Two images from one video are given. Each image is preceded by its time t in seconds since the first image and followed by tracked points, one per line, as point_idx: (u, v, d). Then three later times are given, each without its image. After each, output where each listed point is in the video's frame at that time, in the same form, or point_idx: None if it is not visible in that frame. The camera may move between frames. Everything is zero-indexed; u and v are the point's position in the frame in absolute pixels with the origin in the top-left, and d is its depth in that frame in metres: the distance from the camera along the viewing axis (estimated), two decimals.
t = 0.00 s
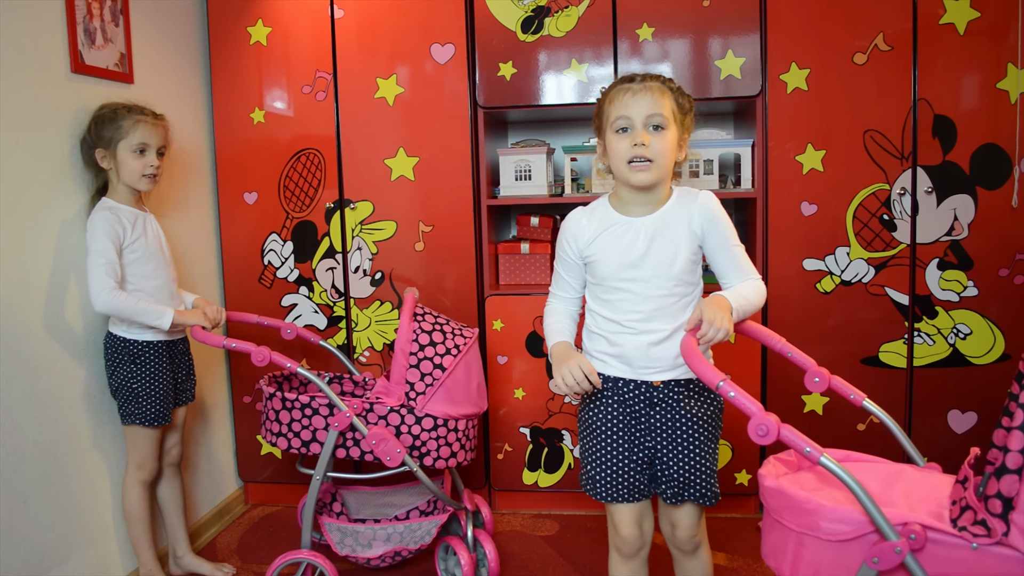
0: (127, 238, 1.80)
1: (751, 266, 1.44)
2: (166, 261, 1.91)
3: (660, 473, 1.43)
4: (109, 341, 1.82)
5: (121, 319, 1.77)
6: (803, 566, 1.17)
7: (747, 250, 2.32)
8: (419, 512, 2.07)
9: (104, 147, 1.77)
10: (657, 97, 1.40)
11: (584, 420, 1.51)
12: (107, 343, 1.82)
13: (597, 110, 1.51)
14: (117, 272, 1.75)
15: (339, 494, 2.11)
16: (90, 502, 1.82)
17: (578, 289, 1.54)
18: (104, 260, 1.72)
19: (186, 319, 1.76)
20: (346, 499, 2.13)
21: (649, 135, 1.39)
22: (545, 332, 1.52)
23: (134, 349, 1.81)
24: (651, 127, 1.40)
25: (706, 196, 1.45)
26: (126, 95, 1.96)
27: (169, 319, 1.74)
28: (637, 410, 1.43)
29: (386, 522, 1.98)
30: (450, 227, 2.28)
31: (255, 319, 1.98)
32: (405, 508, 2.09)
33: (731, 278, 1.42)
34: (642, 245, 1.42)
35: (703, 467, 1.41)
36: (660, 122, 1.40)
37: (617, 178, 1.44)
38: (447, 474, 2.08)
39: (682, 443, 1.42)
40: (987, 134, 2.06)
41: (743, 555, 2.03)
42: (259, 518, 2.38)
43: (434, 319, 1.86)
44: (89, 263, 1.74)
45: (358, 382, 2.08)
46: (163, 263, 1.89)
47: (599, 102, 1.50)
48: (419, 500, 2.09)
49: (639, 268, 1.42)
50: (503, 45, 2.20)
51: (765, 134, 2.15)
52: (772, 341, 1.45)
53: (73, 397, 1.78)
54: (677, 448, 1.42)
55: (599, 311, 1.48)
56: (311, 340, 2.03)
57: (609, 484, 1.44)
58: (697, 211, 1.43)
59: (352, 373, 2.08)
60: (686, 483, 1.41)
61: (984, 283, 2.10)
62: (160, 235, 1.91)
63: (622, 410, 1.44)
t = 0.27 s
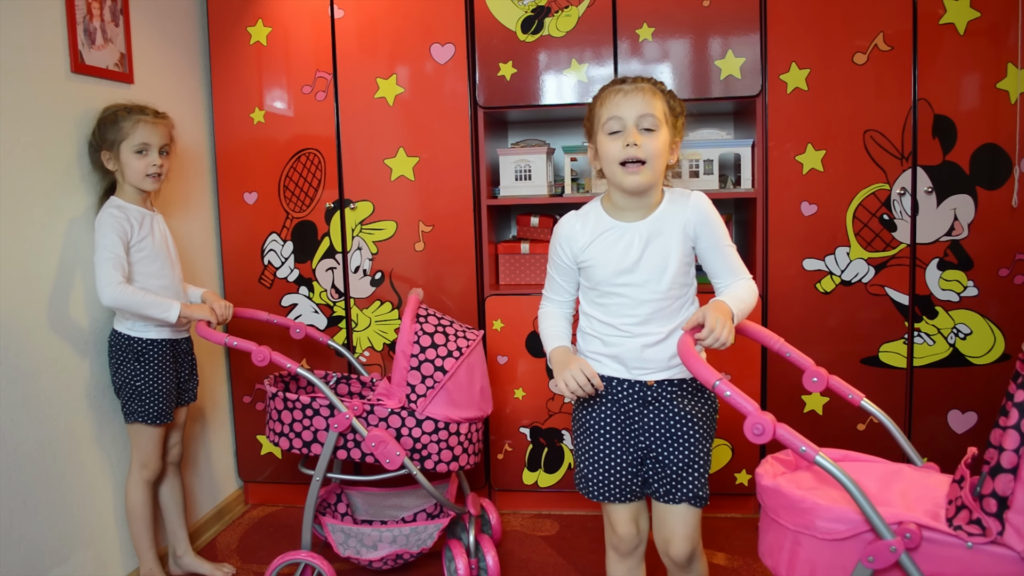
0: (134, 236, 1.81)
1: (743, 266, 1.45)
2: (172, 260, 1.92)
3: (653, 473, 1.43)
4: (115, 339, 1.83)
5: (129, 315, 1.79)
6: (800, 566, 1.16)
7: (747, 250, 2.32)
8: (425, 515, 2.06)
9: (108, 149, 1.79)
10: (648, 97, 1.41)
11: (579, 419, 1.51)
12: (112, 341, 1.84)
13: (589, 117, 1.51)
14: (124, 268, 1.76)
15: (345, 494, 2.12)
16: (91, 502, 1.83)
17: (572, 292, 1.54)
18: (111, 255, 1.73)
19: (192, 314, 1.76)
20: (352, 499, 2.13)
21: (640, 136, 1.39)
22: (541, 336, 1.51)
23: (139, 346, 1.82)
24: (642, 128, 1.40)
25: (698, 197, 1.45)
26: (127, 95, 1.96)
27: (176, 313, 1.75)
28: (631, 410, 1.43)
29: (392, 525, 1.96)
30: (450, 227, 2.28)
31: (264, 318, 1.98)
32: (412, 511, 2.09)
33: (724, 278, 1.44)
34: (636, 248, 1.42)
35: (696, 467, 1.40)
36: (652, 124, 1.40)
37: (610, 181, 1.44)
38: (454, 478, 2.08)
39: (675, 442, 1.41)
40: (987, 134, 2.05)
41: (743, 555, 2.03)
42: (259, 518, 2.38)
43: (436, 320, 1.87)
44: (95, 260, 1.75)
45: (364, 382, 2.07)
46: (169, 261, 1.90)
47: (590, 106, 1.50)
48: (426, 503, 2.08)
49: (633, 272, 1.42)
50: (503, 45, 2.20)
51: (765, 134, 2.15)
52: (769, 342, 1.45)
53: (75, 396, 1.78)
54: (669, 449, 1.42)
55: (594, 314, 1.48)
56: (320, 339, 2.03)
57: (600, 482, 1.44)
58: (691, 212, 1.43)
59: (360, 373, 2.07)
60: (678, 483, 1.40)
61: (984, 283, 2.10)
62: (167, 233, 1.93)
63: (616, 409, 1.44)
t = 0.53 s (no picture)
0: (135, 237, 1.81)
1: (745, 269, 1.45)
2: (178, 261, 1.93)
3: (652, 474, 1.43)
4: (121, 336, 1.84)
5: (131, 316, 1.79)
6: (794, 566, 1.16)
7: (747, 250, 2.32)
8: (426, 515, 2.06)
9: (112, 150, 1.80)
10: (637, 93, 1.40)
11: (582, 419, 1.52)
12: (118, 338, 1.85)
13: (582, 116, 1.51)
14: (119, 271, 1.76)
15: (346, 493, 2.12)
16: (91, 502, 1.82)
17: (576, 290, 1.55)
18: (109, 258, 1.73)
19: (186, 318, 1.76)
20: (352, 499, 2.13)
21: (630, 132, 1.39)
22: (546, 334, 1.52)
23: (145, 344, 1.83)
24: (632, 124, 1.40)
25: (702, 197, 1.44)
26: (127, 95, 1.96)
27: (168, 316, 1.74)
28: (631, 410, 1.43)
29: (394, 525, 1.96)
30: (450, 227, 2.28)
31: (262, 320, 1.98)
32: (413, 511, 2.09)
33: (725, 279, 1.43)
34: (637, 246, 1.42)
35: (694, 469, 1.40)
36: (642, 119, 1.39)
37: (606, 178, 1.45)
38: (455, 479, 2.07)
39: (675, 443, 1.41)
40: (987, 134, 2.06)
41: (743, 555, 2.03)
42: (259, 518, 2.38)
43: (437, 320, 1.87)
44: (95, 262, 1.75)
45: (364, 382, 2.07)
46: (174, 260, 1.91)
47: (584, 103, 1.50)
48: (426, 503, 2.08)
49: (634, 270, 1.42)
50: (503, 45, 2.20)
51: (765, 134, 2.15)
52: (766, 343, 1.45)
53: (75, 396, 1.78)
54: (670, 450, 1.41)
55: (596, 312, 1.49)
56: (321, 340, 2.03)
57: (600, 481, 1.45)
58: (693, 212, 1.43)
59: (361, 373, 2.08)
60: (676, 484, 1.40)
61: (984, 283, 2.10)
62: (173, 233, 1.93)
63: (617, 409, 1.44)
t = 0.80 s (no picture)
0: (134, 237, 1.81)
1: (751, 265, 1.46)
2: (178, 261, 1.93)
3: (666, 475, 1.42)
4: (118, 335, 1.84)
5: (128, 316, 1.79)
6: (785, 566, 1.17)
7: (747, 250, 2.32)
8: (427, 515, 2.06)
9: (117, 149, 1.80)
10: (643, 84, 1.41)
11: (592, 421, 1.51)
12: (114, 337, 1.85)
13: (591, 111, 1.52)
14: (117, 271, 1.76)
15: (346, 494, 2.12)
16: (90, 502, 1.82)
17: (584, 288, 1.55)
18: (107, 258, 1.73)
19: (183, 315, 1.76)
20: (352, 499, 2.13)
21: (635, 120, 1.39)
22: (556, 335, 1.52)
23: (140, 341, 1.83)
24: (638, 112, 1.40)
25: (709, 192, 1.44)
26: (127, 95, 1.96)
27: (165, 313, 1.74)
28: (641, 411, 1.43)
29: (394, 525, 1.96)
30: (450, 227, 2.28)
31: (264, 320, 1.98)
32: (413, 511, 2.08)
33: (733, 275, 1.44)
34: (646, 243, 1.42)
35: (708, 468, 1.40)
36: (647, 107, 1.40)
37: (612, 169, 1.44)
38: (456, 479, 2.07)
39: (686, 443, 1.41)
40: (987, 134, 2.05)
41: (742, 555, 2.03)
42: (259, 518, 2.38)
43: (437, 320, 1.87)
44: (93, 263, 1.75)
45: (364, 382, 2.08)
46: (173, 259, 1.91)
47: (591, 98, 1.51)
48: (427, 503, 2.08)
49: (643, 267, 1.42)
50: (503, 45, 2.20)
51: (765, 134, 2.15)
52: (762, 343, 1.45)
53: (75, 396, 1.78)
54: (681, 450, 1.41)
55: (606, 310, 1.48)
56: (321, 340, 2.03)
57: (612, 483, 1.45)
58: (701, 207, 1.43)
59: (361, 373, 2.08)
60: (689, 483, 1.40)
61: (984, 283, 2.10)
62: (175, 233, 1.94)
63: (626, 411, 1.44)
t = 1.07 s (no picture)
0: (135, 235, 1.81)
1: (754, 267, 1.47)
2: (179, 260, 1.93)
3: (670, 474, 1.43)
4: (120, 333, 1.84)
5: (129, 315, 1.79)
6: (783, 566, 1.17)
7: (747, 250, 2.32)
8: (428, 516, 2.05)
9: (117, 148, 1.80)
10: (663, 92, 1.40)
11: (595, 422, 1.51)
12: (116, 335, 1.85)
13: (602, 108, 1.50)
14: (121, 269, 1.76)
15: (347, 494, 2.11)
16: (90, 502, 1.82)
17: (586, 292, 1.53)
18: (110, 257, 1.73)
19: (189, 317, 1.76)
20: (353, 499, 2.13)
21: (655, 130, 1.38)
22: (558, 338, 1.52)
23: (142, 341, 1.83)
24: (657, 122, 1.39)
25: (714, 198, 1.44)
26: (127, 95, 1.96)
27: (171, 315, 1.74)
28: (645, 411, 1.43)
29: (394, 526, 1.95)
30: (450, 227, 2.28)
31: (266, 320, 1.98)
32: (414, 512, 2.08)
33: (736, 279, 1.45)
34: (651, 249, 1.42)
35: (712, 467, 1.40)
36: (666, 118, 1.39)
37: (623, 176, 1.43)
38: (456, 479, 2.07)
39: (689, 442, 1.41)
40: (987, 134, 2.05)
41: (742, 555, 2.03)
42: (259, 518, 2.38)
43: (437, 320, 1.87)
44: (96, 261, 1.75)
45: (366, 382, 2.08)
46: (174, 258, 1.91)
47: (603, 99, 1.49)
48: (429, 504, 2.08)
49: (648, 273, 1.42)
50: (503, 45, 2.20)
51: (765, 134, 2.15)
52: (761, 343, 1.45)
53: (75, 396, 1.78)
54: (685, 450, 1.41)
55: (609, 314, 1.48)
56: (323, 340, 2.03)
57: (617, 484, 1.45)
58: (705, 213, 1.43)
59: (363, 373, 2.08)
60: (694, 483, 1.40)
61: (984, 282, 2.10)
62: (175, 233, 1.94)
63: (630, 411, 1.44)
